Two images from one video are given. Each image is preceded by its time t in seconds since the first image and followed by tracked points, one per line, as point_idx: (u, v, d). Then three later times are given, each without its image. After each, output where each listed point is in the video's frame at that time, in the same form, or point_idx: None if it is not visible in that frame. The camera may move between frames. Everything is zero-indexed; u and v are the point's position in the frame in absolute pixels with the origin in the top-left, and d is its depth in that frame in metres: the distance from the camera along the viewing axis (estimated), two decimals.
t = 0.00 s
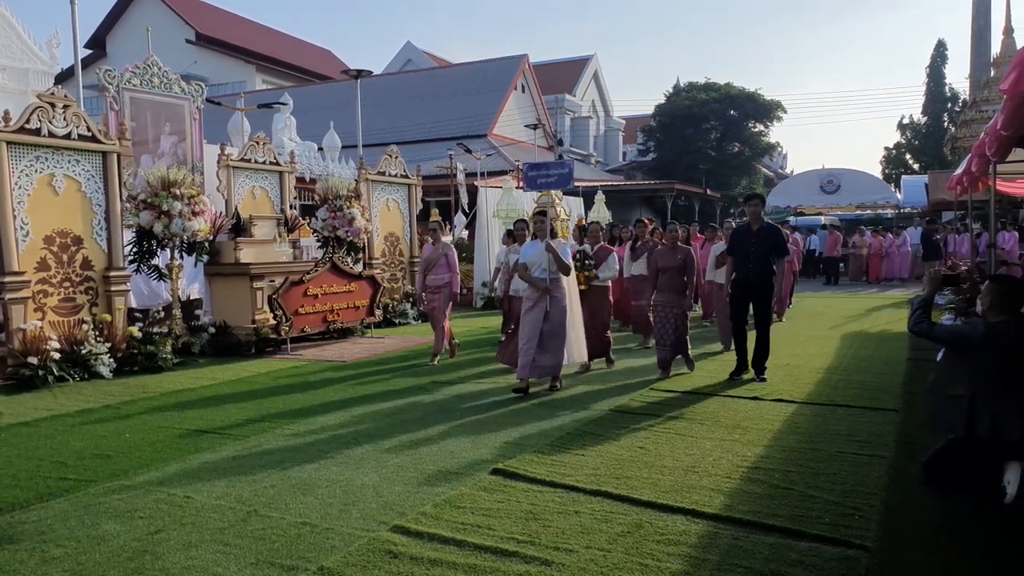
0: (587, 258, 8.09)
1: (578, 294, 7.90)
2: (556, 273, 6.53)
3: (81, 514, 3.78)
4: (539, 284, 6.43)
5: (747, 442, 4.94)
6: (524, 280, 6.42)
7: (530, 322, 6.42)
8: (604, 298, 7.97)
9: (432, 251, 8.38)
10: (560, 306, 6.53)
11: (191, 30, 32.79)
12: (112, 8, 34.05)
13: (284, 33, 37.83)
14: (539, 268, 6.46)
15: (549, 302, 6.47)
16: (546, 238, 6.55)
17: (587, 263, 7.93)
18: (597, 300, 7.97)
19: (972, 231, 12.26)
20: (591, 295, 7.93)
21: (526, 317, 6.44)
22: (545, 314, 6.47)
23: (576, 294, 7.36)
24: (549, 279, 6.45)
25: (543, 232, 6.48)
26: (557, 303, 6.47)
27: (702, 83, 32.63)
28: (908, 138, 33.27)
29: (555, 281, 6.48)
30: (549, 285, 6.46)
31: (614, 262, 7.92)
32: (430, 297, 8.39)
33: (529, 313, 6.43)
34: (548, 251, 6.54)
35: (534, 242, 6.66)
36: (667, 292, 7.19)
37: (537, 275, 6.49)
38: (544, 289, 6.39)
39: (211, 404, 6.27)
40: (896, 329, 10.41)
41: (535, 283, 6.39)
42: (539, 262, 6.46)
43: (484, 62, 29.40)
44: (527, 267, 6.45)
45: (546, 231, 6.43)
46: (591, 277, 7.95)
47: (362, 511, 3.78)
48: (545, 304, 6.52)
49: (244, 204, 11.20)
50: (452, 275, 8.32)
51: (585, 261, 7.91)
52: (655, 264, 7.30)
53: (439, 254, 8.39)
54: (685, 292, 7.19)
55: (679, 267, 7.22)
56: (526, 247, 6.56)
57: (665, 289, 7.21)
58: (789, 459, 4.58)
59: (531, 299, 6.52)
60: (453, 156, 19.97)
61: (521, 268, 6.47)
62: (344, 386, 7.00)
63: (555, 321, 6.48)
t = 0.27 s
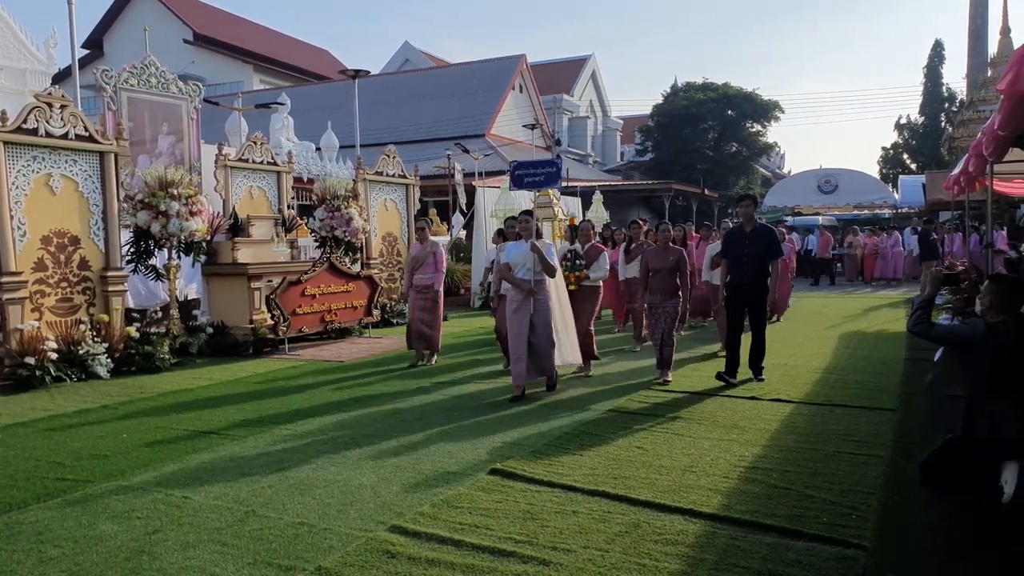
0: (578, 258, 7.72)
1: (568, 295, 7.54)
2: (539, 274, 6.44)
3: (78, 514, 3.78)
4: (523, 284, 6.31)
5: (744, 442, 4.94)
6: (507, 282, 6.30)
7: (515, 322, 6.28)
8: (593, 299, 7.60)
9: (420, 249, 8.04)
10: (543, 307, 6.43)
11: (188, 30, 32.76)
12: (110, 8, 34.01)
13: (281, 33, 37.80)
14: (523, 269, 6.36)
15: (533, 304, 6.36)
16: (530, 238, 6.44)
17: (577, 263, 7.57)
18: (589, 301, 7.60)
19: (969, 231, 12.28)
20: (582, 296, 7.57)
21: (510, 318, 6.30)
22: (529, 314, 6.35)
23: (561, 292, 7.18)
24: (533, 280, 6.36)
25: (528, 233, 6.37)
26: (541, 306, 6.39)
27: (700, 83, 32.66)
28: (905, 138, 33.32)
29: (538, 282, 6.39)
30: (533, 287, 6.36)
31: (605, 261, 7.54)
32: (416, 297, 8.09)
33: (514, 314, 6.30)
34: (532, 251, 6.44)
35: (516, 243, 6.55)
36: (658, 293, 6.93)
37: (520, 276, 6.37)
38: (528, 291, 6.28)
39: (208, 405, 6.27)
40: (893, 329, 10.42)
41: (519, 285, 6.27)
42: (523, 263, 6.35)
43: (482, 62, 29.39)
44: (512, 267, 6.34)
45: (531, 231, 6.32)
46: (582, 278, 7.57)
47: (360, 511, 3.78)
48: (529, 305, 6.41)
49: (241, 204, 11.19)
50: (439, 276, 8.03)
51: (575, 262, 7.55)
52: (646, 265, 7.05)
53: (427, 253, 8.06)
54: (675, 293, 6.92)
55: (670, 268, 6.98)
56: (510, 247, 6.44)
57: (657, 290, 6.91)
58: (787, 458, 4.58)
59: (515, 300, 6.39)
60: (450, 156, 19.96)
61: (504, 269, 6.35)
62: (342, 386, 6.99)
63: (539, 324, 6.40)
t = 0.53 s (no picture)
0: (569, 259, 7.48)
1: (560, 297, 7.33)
2: (527, 274, 6.32)
3: (75, 515, 3.77)
4: (509, 284, 6.20)
5: (742, 441, 4.95)
6: (494, 280, 6.20)
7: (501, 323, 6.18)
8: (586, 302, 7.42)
9: (405, 252, 7.85)
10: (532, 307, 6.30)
11: (186, 30, 32.72)
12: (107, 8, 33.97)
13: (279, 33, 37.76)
14: (510, 268, 6.26)
15: (520, 303, 6.20)
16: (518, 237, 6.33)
17: (570, 264, 7.31)
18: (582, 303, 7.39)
19: (966, 231, 12.29)
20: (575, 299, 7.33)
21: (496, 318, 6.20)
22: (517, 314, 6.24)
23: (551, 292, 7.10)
24: (520, 279, 6.23)
25: (515, 230, 6.26)
26: (528, 305, 6.22)
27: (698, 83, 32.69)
28: (902, 138, 33.37)
29: (526, 282, 6.26)
30: (520, 286, 6.23)
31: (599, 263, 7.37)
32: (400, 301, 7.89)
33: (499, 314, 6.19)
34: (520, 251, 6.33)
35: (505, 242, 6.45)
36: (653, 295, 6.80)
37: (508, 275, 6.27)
38: (515, 289, 6.15)
39: (206, 405, 6.26)
40: (890, 329, 10.43)
41: (506, 283, 6.17)
42: (510, 261, 6.26)
43: (480, 62, 29.39)
44: (497, 266, 6.24)
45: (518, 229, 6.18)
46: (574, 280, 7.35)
47: (357, 511, 3.78)
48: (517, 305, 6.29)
49: (239, 204, 11.18)
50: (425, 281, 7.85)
51: (568, 263, 7.30)
52: (640, 266, 6.93)
53: (411, 256, 7.86)
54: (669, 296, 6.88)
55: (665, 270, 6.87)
56: (497, 246, 6.34)
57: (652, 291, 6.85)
58: (784, 458, 4.58)
59: (503, 300, 6.29)
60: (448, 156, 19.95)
61: (491, 268, 6.26)
62: (339, 387, 6.99)
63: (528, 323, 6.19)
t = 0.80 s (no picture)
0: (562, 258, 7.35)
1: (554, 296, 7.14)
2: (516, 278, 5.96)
3: (72, 515, 3.76)
4: (496, 289, 5.86)
5: (740, 441, 4.96)
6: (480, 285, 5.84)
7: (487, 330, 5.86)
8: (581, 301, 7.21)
9: (390, 250, 7.69)
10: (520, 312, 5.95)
11: (183, 30, 32.70)
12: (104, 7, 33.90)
13: (277, 32, 37.72)
14: (498, 272, 5.89)
15: (507, 309, 5.90)
16: (506, 239, 5.96)
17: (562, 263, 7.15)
18: (575, 304, 7.20)
19: (964, 231, 12.30)
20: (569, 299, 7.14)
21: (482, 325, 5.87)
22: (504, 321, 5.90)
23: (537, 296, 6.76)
24: (508, 284, 5.89)
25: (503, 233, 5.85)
26: (516, 311, 5.91)
27: (695, 83, 32.72)
28: (899, 138, 33.42)
29: (514, 286, 5.91)
30: (508, 291, 5.89)
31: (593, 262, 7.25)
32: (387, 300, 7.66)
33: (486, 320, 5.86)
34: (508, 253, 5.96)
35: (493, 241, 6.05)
36: (644, 295, 6.66)
37: (495, 279, 5.91)
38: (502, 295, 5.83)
39: (203, 405, 6.26)
40: (888, 328, 10.45)
41: (493, 289, 5.83)
42: (497, 266, 5.88)
43: (478, 62, 29.39)
44: (484, 271, 5.89)
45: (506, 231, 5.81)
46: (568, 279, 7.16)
47: (355, 511, 3.77)
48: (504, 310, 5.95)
49: (236, 204, 11.17)
50: (412, 278, 7.66)
51: (559, 262, 7.14)
52: (631, 265, 6.81)
53: (397, 253, 7.70)
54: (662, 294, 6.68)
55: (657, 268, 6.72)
56: (484, 248, 5.96)
57: (643, 291, 6.72)
58: (781, 457, 4.59)
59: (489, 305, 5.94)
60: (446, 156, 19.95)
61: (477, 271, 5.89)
62: (337, 387, 6.98)
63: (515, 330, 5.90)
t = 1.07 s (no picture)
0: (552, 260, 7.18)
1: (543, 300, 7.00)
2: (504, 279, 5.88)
3: (68, 516, 3.76)
4: (482, 289, 5.78)
5: (737, 440, 4.96)
6: (466, 284, 5.80)
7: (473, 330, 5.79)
8: (570, 304, 7.04)
9: (376, 252, 7.40)
10: (507, 313, 5.85)
11: (180, 29, 32.65)
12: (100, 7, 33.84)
13: (274, 32, 37.69)
14: (484, 271, 5.83)
15: (493, 309, 5.81)
16: (493, 238, 5.89)
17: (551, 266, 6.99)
18: (564, 307, 7.04)
19: (960, 230, 12.33)
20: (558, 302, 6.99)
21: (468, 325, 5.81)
22: (490, 321, 5.81)
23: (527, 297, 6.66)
24: (494, 284, 5.81)
25: (490, 232, 5.82)
26: (502, 312, 5.82)
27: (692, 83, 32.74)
28: (896, 138, 33.47)
29: (501, 286, 5.83)
30: (493, 291, 5.81)
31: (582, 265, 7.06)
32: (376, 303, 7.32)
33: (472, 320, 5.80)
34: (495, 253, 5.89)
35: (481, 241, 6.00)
36: (628, 297, 6.55)
37: (482, 279, 5.84)
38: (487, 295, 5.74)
39: (200, 406, 6.25)
40: (884, 328, 10.46)
41: (477, 288, 5.75)
42: (483, 265, 5.83)
43: (475, 62, 29.39)
44: (470, 270, 5.84)
45: (493, 230, 5.79)
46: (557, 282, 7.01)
47: (353, 511, 3.77)
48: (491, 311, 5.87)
49: (233, 204, 11.16)
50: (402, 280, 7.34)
51: (548, 264, 6.98)
52: (617, 268, 6.68)
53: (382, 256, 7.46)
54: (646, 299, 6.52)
55: (642, 271, 6.60)
56: (471, 248, 5.92)
57: (628, 295, 6.62)
58: (778, 457, 4.60)
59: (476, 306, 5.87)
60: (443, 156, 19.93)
61: (464, 271, 5.85)
62: (334, 387, 6.98)
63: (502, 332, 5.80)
